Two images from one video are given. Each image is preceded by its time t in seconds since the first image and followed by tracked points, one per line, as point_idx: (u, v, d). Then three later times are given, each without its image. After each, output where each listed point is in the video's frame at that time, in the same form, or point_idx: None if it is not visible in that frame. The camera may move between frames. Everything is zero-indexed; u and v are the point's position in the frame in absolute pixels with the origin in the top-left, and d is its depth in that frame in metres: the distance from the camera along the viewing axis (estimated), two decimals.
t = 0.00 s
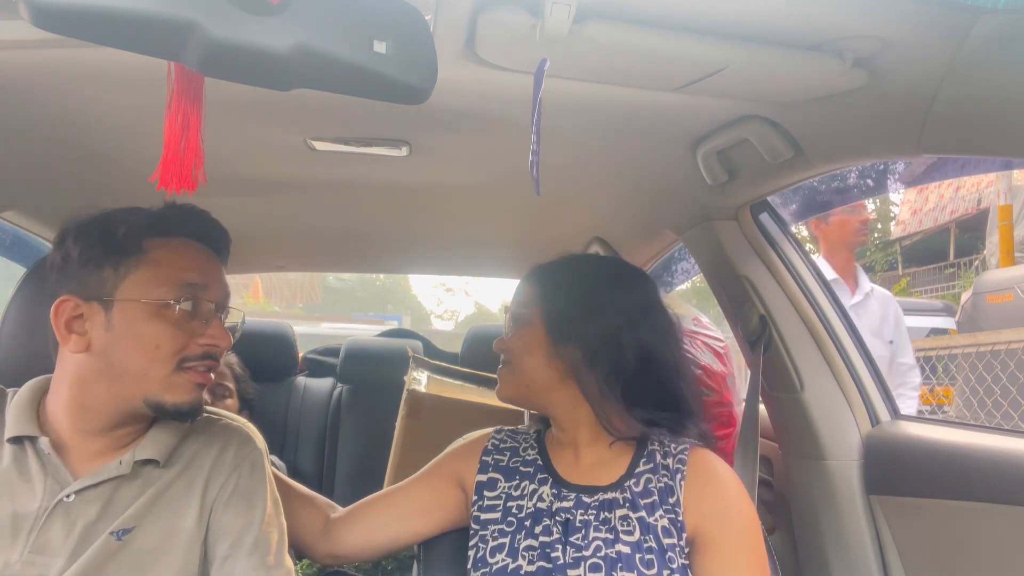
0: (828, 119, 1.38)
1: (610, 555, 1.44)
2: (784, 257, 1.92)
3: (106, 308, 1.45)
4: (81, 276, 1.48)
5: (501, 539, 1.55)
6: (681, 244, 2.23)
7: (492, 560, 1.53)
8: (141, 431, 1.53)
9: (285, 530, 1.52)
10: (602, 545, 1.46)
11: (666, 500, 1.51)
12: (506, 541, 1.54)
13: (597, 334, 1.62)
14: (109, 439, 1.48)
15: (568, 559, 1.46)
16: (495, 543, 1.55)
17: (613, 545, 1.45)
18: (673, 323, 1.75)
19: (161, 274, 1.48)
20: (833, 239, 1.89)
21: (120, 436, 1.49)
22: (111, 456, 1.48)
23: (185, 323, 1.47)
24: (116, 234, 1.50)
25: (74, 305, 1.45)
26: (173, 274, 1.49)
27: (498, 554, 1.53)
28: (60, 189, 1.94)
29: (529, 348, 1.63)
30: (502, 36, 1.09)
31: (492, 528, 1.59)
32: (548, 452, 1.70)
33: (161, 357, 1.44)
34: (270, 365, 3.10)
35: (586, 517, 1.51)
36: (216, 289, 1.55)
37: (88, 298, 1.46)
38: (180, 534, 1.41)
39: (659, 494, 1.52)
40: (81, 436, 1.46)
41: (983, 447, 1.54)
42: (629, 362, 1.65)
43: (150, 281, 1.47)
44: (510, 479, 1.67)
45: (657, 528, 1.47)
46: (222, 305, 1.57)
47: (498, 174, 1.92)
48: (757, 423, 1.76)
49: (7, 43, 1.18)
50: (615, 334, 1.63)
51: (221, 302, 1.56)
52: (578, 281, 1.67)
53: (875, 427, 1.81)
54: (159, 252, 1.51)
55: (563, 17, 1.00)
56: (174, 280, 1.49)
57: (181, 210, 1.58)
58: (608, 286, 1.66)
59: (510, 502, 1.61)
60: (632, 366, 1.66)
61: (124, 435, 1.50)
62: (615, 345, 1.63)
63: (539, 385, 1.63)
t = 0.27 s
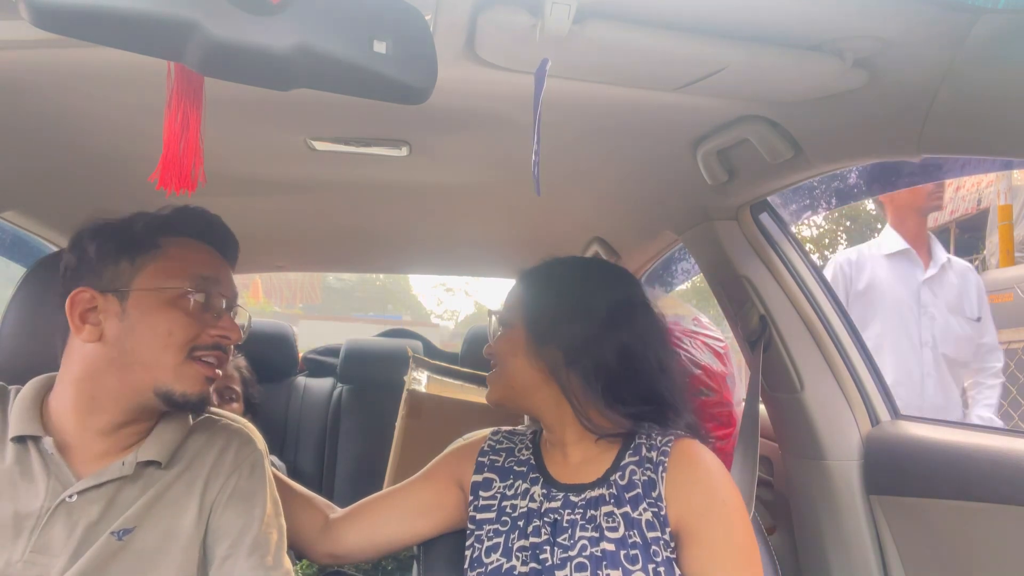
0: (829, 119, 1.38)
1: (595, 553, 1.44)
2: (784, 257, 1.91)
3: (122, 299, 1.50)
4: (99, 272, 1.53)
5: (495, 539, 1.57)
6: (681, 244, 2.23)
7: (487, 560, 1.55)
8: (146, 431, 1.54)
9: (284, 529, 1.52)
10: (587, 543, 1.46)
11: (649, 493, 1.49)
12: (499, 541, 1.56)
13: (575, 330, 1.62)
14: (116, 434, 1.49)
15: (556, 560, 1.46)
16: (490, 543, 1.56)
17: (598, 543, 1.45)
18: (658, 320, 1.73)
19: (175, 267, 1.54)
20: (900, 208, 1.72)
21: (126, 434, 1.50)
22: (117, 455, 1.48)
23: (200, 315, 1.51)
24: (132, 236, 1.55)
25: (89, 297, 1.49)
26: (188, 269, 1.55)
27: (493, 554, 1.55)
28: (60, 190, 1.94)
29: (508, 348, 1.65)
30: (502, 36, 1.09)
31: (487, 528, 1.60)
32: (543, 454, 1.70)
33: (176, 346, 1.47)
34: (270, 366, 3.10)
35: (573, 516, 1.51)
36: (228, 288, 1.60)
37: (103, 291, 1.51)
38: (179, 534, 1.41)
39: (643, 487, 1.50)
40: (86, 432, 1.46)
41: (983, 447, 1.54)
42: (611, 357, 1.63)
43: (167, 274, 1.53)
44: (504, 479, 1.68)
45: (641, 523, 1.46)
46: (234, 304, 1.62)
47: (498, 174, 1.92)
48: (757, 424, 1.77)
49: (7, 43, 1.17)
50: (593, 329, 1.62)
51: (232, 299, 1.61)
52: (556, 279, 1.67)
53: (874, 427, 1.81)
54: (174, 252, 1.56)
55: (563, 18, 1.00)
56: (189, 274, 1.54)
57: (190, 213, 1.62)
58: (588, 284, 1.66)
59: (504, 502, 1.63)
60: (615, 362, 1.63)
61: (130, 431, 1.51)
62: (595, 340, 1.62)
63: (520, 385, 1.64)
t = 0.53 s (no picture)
0: (829, 119, 1.38)
1: (597, 555, 1.44)
2: (784, 257, 1.92)
3: (139, 295, 1.51)
4: (114, 270, 1.54)
5: (496, 542, 1.56)
6: (681, 244, 2.23)
7: (488, 562, 1.54)
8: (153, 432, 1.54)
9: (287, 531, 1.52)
10: (589, 545, 1.46)
11: (651, 494, 1.50)
12: (500, 544, 1.55)
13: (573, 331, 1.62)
14: (123, 432, 1.49)
15: (558, 562, 1.46)
16: (490, 545, 1.56)
17: (599, 545, 1.45)
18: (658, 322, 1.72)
19: (192, 267, 1.57)
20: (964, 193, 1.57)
21: (132, 434, 1.50)
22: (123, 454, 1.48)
23: (214, 314, 1.53)
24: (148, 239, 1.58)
25: (107, 293, 1.50)
26: (204, 270, 1.58)
27: (493, 557, 1.54)
28: (60, 189, 1.94)
29: (508, 350, 1.64)
30: (502, 36, 1.09)
31: (487, 530, 1.59)
32: (544, 455, 1.70)
33: (190, 342, 1.49)
34: (270, 365, 3.10)
35: (574, 518, 1.51)
36: (241, 292, 1.63)
37: (120, 288, 1.52)
38: (180, 534, 1.41)
39: (644, 488, 1.51)
40: (94, 429, 1.46)
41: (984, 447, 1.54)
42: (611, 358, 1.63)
43: (183, 274, 1.55)
44: (504, 480, 1.67)
45: (642, 524, 1.46)
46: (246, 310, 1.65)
47: (498, 174, 1.92)
48: (757, 424, 1.77)
49: (7, 43, 1.17)
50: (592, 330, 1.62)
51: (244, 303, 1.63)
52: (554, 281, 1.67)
53: (874, 427, 1.81)
54: (189, 255, 1.59)
55: (563, 18, 1.00)
56: (204, 275, 1.57)
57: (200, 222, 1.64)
58: (586, 285, 1.66)
59: (505, 504, 1.62)
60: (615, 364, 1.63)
61: (137, 430, 1.51)
62: (595, 341, 1.62)
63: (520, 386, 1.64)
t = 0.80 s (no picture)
0: (829, 119, 1.38)
1: (609, 557, 1.44)
2: (784, 257, 1.92)
3: (139, 296, 1.51)
4: (111, 270, 1.54)
5: (502, 553, 1.54)
6: (681, 244, 2.23)
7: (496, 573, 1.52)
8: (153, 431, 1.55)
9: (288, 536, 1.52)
10: (601, 549, 1.45)
11: (657, 487, 1.51)
12: (508, 555, 1.53)
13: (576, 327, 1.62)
14: (124, 432, 1.49)
15: (569, 568, 1.45)
16: (498, 556, 1.54)
17: (610, 546, 1.45)
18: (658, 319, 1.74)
19: (191, 266, 1.56)
20: None
21: (133, 433, 1.51)
22: (123, 453, 1.49)
23: (214, 313, 1.53)
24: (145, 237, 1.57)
25: (104, 294, 1.50)
26: (204, 270, 1.57)
27: (502, 568, 1.52)
28: (60, 189, 1.94)
29: (510, 350, 1.64)
30: (502, 36, 1.09)
31: (495, 540, 1.58)
32: (547, 458, 1.70)
33: (190, 342, 1.49)
34: (269, 365, 3.10)
35: (585, 523, 1.50)
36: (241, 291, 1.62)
37: (118, 289, 1.52)
38: (181, 534, 1.41)
39: (650, 482, 1.52)
40: (93, 429, 1.47)
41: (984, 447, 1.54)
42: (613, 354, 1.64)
43: (182, 273, 1.55)
44: (510, 488, 1.66)
45: (651, 519, 1.47)
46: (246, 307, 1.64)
47: (498, 174, 1.92)
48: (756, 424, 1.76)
49: (8, 43, 1.18)
50: (594, 327, 1.63)
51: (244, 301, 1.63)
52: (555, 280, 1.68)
53: (875, 427, 1.81)
54: (188, 253, 1.59)
55: (563, 18, 1.00)
56: (205, 274, 1.56)
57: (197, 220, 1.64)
58: (589, 283, 1.66)
59: (511, 513, 1.61)
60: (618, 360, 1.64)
61: (138, 430, 1.51)
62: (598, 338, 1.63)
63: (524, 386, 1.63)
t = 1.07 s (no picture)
0: (828, 119, 1.38)
1: (610, 558, 1.44)
2: (784, 257, 1.92)
3: (140, 291, 1.52)
4: (117, 269, 1.55)
5: (504, 555, 1.54)
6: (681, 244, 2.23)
7: None
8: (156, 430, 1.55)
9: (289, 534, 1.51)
10: (603, 551, 1.45)
11: (661, 489, 1.51)
12: (508, 557, 1.53)
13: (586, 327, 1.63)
14: (127, 429, 1.49)
15: (570, 571, 1.45)
16: (499, 559, 1.54)
17: (613, 547, 1.45)
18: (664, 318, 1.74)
19: (192, 265, 1.57)
20: None
21: (135, 431, 1.51)
22: (126, 452, 1.49)
23: (215, 308, 1.53)
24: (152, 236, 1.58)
25: (109, 289, 1.51)
26: (206, 266, 1.58)
27: (502, 570, 1.52)
28: (60, 189, 1.94)
29: (517, 347, 1.65)
30: (502, 35, 1.09)
31: (495, 541, 1.58)
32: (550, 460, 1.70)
33: (191, 335, 1.49)
34: (270, 365, 3.10)
35: (589, 526, 1.50)
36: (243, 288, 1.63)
37: (122, 285, 1.53)
38: (183, 535, 1.41)
39: (655, 484, 1.52)
40: (96, 428, 1.46)
41: (984, 447, 1.54)
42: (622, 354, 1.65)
43: (186, 270, 1.55)
44: (512, 490, 1.66)
45: (653, 522, 1.47)
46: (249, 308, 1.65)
47: (498, 174, 1.93)
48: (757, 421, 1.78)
49: (9, 43, 1.18)
50: (604, 326, 1.64)
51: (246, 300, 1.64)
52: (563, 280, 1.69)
53: (875, 427, 1.82)
54: (192, 253, 1.59)
55: (563, 17, 1.00)
56: (206, 270, 1.57)
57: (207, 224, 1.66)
58: (598, 283, 1.68)
59: (512, 515, 1.61)
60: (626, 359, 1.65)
61: (140, 427, 1.51)
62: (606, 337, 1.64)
63: (530, 384, 1.62)
